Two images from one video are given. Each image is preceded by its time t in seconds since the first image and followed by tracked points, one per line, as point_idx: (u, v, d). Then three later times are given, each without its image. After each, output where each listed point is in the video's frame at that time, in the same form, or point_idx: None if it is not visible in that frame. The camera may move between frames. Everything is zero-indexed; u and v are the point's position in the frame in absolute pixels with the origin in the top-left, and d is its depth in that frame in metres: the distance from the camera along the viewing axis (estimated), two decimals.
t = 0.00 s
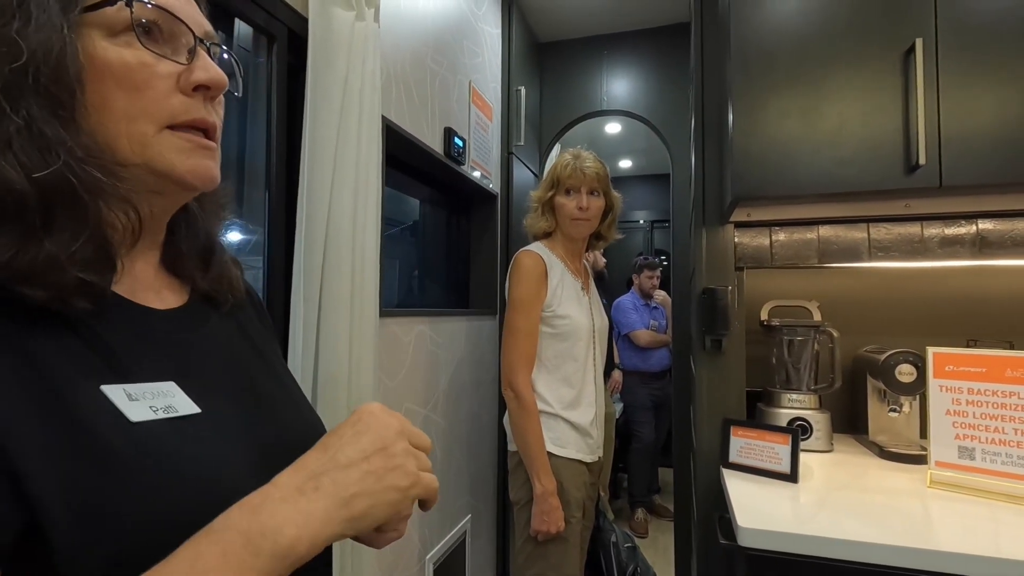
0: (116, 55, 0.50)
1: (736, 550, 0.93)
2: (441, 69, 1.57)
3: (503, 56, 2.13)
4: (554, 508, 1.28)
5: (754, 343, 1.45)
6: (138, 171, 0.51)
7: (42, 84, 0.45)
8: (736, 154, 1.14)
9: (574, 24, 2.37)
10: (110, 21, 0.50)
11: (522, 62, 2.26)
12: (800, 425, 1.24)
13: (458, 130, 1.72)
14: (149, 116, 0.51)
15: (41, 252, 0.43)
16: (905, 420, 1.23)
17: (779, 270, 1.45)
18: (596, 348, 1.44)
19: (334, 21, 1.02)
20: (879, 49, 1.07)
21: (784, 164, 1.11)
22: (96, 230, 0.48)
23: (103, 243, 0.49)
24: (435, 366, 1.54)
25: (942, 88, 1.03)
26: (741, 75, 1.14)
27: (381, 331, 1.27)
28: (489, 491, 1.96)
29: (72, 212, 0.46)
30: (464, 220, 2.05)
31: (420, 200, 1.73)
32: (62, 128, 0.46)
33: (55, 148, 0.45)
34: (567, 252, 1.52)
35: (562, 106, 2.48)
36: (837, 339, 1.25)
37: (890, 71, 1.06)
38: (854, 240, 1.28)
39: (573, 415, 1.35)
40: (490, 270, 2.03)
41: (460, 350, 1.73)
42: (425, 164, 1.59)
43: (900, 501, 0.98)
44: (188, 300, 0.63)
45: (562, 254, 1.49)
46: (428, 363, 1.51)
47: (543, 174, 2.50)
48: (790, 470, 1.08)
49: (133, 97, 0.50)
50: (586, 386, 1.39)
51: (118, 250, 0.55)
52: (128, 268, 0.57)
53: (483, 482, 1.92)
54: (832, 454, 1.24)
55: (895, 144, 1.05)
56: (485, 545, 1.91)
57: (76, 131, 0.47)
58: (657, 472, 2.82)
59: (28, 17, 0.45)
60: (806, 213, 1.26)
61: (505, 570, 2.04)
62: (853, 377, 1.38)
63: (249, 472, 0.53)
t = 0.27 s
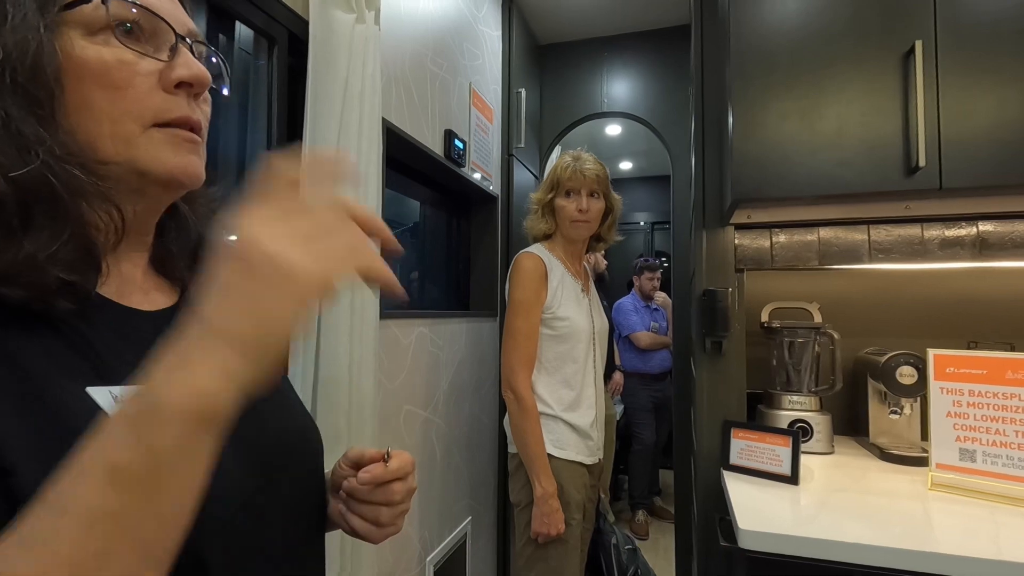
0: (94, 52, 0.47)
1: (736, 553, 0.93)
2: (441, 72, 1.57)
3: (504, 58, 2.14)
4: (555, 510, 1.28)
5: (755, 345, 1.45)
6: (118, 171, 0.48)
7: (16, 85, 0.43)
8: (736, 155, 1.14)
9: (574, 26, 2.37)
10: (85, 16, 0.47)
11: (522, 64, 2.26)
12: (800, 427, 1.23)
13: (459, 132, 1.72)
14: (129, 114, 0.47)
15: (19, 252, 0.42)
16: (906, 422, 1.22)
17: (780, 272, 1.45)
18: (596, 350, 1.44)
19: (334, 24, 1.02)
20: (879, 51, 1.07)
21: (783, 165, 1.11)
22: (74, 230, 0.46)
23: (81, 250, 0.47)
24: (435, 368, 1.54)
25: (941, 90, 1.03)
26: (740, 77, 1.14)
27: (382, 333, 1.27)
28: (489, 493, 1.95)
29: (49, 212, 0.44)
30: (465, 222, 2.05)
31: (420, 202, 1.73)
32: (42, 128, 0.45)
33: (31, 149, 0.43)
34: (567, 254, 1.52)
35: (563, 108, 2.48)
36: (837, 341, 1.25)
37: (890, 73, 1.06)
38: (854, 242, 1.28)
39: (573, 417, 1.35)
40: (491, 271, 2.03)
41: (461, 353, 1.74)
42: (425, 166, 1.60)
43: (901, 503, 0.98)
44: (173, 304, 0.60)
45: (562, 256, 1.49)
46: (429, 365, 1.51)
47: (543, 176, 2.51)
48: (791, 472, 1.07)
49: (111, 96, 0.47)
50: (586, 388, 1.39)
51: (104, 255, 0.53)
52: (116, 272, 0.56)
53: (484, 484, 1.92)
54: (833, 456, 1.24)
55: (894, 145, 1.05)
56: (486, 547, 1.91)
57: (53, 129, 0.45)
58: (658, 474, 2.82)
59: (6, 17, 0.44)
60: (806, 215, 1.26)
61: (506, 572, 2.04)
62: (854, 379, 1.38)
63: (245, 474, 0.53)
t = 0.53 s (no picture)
0: (21, 47, 0.47)
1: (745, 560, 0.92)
2: (448, 77, 1.58)
3: (510, 64, 2.15)
4: (561, 516, 1.28)
5: (763, 350, 1.45)
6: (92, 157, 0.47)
7: None
8: (743, 160, 1.13)
9: (580, 31, 2.38)
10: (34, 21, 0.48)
11: (528, 69, 2.27)
12: (809, 433, 1.22)
13: (465, 138, 1.73)
14: (68, 105, 0.47)
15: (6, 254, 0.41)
16: (917, 428, 1.21)
17: (788, 276, 1.45)
18: (603, 355, 1.44)
19: (342, 31, 1.03)
20: (886, 55, 1.06)
21: (790, 170, 1.11)
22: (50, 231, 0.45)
23: (67, 253, 0.46)
24: (441, 373, 1.55)
25: (950, 93, 1.02)
26: (746, 81, 1.14)
27: (389, 338, 1.28)
28: (496, 498, 1.95)
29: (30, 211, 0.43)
30: (471, 227, 2.05)
31: (426, 207, 1.74)
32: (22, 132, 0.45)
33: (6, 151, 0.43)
34: (573, 259, 1.52)
35: (568, 113, 2.49)
36: (846, 346, 1.25)
37: (898, 77, 1.06)
38: (863, 247, 1.27)
39: (580, 422, 1.34)
40: (497, 276, 2.03)
41: (467, 357, 1.74)
42: (431, 172, 1.60)
43: (912, 510, 0.97)
44: (188, 310, 0.60)
45: (568, 261, 1.49)
46: (435, 370, 1.51)
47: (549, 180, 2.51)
48: (800, 478, 1.07)
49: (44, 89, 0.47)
50: (593, 394, 1.39)
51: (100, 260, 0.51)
52: (119, 282, 0.54)
53: (490, 489, 1.91)
54: (842, 462, 1.23)
55: (902, 150, 1.05)
56: (492, 553, 1.90)
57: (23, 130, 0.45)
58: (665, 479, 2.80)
59: None
60: (813, 219, 1.25)
61: None
62: (864, 384, 1.37)
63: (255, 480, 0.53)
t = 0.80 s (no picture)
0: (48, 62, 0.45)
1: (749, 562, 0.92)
2: (452, 80, 1.58)
3: (514, 66, 2.15)
4: (565, 518, 1.27)
5: (768, 352, 1.44)
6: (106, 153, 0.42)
7: None
8: (748, 162, 1.13)
9: (583, 33, 2.38)
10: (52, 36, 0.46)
11: (532, 72, 2.28)
12: (815, 435, 1.22)
13: (470, 140, 1.73)
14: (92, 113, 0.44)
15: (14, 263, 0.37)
16: (924, 431, 1.20)
17: (793, 278, 1.44)
18: (606, 357, 1.44)
19: (347, 34, 1.04)
20: (891, 57, 1.06)
21: (794, 171, 1.10)
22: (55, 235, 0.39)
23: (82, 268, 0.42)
24: (445, 374, 1.55)
25: (956, 95, 1.02)
26: (751, 83, 1.13)
27: (393, 340, 1.28)
28: (500, 500, 1.95)
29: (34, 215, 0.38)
30: (475, 229, 2.06)
31: (430, 209, 1.74)
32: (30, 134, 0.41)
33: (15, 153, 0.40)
34: (578, 261, 1.52)
35: (572, 114, 2.49)
36: (852, 348, 1.24)
37: (903, 78, 1.05)
38: (869, 248, 1.27)
39: (584, 424, 1.34)
40: (501, 278, 2.03)
41: (471, 359, 1.74)
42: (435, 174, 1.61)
43: (919, 513, 0.96)
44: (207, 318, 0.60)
45: (572, 263, 1.49)
46: (439, 372, 1.52)
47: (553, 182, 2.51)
48: (805, 481, 1.06)
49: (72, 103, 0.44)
50: (597, 396, 1.38)
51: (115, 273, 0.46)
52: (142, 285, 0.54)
53: (495, 490, 1.91)
54: (848, 465, 1.22)
55: (908, 151, 1.05)
56: (496, 555, 1.90)
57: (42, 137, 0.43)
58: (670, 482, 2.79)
59: None
60: (818, 221, 1.25)
61: None
62: (870, 386, 1.36)
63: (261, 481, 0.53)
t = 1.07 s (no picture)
0: (79, 74, 0.46)
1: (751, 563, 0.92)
2: (453, 81, 1.59)
3: (515, 67, 2.15)
4: (567, 519, 1.27)
5: (769, 353, 1.44)
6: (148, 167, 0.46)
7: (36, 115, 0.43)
8: (750, 162, 1.13)
9: (584, 34, 2.38)
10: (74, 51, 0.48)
11: (533, 72, 2.28)
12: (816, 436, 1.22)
13: (471, 140, 1.73)
14: (122, 121, 0.46)
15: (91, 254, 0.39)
16: (926, 431, 1.20)
17: (794, 279, 1.44)
18: (608, 358, 1.44)
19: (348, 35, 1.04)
20: (893, 58, 1.06)
21: (795, 172, 1.10)
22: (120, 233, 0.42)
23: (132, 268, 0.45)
24: (447, 375, 1.55)
25: (957, 95, 1.02)
26: (752, 83, 1.13)
27: (394, 341, 1.28)
28: (501, 501, 1.95)
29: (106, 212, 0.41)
30: (476, 230, 2.06)
31: (431, 210, 1.74)
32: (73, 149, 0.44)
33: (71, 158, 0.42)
34: (579, 262, 1.52)
35: (574, 115, 2.49)
36: (854, 348, 1.24)
37: (905, 78, 1.05)
38: (870, 249, 1.27)
39: (585, 425, 1.34)
40: (502, 279, 2.03)
41: (472, 360, 1.74)
42: (436, 175, 1.61)
43: (921, 514, 0.96)
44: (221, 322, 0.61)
45: (573, 264, 1.49)
46: (441, 373, 1.52)
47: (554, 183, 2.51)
48: (807, 482, 1.06)
49: (106, 112, 0.46)
50: (598, 397, 1.38)
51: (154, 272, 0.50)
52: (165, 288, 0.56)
53: (496, 491, 1.91)
54: (850, 466, 1.22)
55: (910, 151, 1.04)
56: (497, 556, 1.90)
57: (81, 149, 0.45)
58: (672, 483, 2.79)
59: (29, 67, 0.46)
60: (820, 221, 1.25)
61: None
62: (872, 387, 1.36)
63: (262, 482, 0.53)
